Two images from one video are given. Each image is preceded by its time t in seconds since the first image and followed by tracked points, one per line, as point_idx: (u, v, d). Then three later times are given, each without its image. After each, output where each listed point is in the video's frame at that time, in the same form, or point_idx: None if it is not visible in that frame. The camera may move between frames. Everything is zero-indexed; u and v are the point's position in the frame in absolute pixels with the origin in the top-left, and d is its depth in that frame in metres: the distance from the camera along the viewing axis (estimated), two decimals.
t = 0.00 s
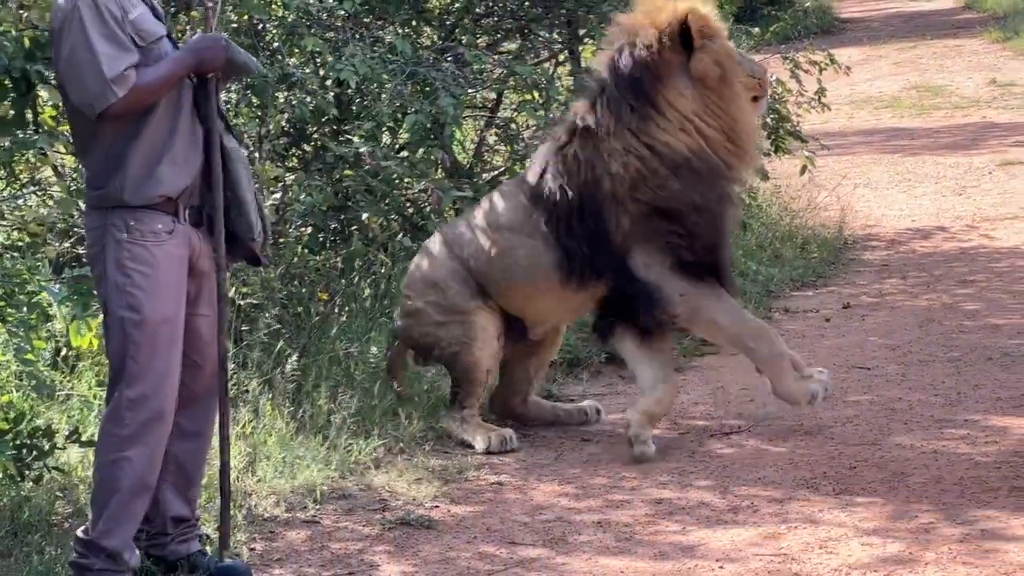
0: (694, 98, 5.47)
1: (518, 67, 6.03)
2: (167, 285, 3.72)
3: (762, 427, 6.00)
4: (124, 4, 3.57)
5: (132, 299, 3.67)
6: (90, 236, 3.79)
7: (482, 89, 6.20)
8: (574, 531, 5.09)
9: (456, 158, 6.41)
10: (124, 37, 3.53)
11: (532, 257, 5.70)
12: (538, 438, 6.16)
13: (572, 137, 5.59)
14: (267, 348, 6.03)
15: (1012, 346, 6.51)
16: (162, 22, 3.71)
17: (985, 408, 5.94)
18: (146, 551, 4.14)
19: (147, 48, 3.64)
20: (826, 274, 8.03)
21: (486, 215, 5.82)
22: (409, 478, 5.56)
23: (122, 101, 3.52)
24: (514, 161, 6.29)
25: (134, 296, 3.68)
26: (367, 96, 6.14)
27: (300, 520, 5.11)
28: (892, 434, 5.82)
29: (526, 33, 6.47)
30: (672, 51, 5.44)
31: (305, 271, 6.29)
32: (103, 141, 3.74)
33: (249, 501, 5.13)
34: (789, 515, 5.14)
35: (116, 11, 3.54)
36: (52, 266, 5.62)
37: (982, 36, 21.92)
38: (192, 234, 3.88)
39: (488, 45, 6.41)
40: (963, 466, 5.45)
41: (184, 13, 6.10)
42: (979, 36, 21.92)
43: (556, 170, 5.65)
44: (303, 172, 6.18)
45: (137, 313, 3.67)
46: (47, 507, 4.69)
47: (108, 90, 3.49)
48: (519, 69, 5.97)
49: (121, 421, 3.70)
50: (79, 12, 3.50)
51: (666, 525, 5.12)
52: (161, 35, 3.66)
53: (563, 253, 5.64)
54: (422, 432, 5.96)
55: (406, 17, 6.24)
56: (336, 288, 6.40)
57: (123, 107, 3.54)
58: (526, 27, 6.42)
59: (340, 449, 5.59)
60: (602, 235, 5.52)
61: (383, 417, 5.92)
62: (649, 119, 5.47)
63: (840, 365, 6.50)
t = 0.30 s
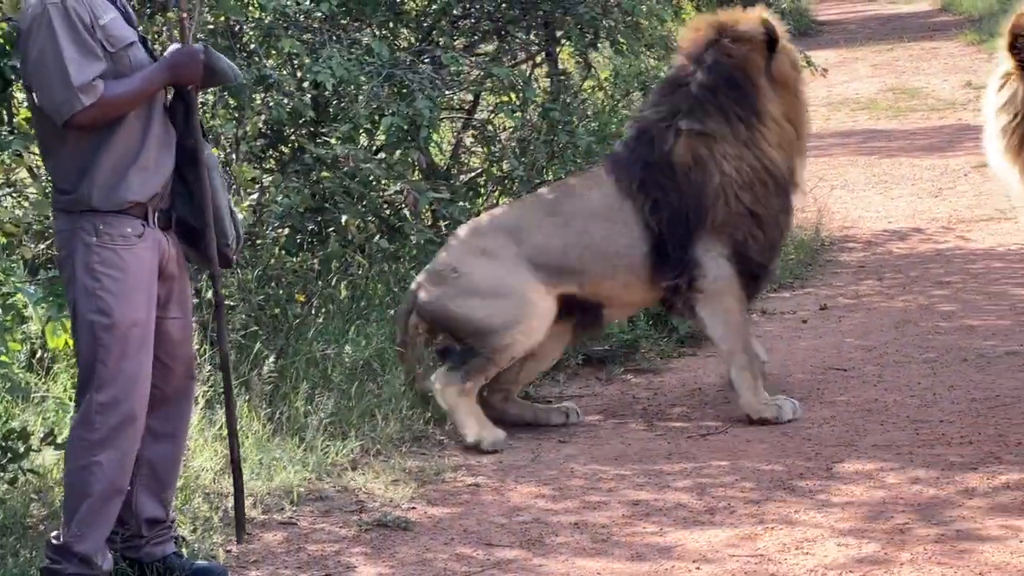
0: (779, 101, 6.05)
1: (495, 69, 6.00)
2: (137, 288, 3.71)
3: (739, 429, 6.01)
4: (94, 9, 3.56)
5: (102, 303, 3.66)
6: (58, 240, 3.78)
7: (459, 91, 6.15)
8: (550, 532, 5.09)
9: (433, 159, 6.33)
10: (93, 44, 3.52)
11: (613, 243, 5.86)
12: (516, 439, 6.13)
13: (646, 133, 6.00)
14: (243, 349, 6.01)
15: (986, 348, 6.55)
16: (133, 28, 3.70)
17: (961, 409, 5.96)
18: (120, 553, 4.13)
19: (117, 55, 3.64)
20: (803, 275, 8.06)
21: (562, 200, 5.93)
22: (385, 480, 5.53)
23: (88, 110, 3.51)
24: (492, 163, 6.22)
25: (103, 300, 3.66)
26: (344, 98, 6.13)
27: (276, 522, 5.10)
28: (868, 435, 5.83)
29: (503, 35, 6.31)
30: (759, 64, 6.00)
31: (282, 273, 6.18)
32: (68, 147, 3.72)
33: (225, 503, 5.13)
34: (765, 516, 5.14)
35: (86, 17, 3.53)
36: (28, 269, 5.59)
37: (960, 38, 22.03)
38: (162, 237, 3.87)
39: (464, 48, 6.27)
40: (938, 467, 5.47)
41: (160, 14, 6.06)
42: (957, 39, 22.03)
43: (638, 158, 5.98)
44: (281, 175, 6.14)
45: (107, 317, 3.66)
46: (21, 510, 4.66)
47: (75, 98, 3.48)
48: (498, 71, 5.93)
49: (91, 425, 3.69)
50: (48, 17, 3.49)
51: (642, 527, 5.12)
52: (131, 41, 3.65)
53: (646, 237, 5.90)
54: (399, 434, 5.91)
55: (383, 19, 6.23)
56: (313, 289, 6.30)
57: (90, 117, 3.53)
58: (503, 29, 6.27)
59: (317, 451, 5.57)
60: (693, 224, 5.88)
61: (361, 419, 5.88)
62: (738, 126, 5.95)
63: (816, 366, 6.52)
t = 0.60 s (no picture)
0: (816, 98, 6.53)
1: (463, 72, 5.97)
2: (91, 294, 3.71)
3: (707, 432, 6.00)
4: (39, 17, 3.62)
5: (53, 311, 3.66)
6: (15, 246, 3.80)
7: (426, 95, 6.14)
8: (519, 535, 5.09)
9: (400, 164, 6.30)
10: (27, 53, 3.60)
11: (720, 206, 6.05)
12: (483, 442, 6.04)
13: (714, 120, 6.29)
14: (210, 353, 5.98)
15: (954, 350, 6.58)
16: (86, 35, 3.76)
17: (929, 412, 5.98)
18: (89, 557, 4.13)
19: (62, 62, 3.70)
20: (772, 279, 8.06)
21: (661, 163, 6.03)
22: (353, 484, 5.50)
23: (15, 119, 3.60)
24: (460, 167, 6.24)
25: (55, 307, 3.66)
26: (312, 102, 6.15)
27: (243, 526, 5.08)
28: (836, 438, 5.84)
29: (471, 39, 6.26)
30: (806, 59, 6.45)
31: (250, 276, 6.14)
32: (9, 154, 3.76)
33: (193, 507, 5.10)
34: (733, 519, 5.15)
35: (28, 26, 3.60)
36: None
37: (931, 41, 22.12)
38: (118, 243, 3.87)
39: (432, 51, 6.20)
40: (905, 469, 5.49)
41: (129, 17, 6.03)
42: (929, 42, 22.12)
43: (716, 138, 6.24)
44: (249, 178, 6.14)
45: (58, 325, 3.66)
46: None
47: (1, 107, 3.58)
48: (465, 75, 5.88)
49: (46, 434, 3.69)
50: None
51: (611, 530, 5.12)
52: (79, 49, 3.71)
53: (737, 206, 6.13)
54: (368, 437, 5.84)
55: (350, 23, 6.29)
56: (281, 293, 6.23)
57: (17, 126, 3.62)
58: (470, 32, 6.22)
59: (285, 455, 5.53)
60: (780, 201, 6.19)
61: (328, 422, 5.83)
62: (789, 117, 6.36)
63: (784, 369, 6.52)
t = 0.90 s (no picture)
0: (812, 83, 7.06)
1: (427, 77, 5.97)
2: (43, 303, 3.70)
3: (670, 437, 5.94)
4: None
5: (5, 320, 3.64)
6: None
7: (389, 100, 6.16)
8: (482, 540, 5.04)
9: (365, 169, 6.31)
10: None
11: (772, 160, 6.55)
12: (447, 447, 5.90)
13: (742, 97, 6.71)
14: (174, 358, 5.86)
15: (915, 355, 6.61)
16: (43, 42, 3.75)
17: (891, 416, 5.99)
18: (51, 566, 4.06)
19: (19, 70, 3.69)
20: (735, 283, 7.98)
21: (726, 126, 6.47)
22: (316, 489, 5.42)
23: None
24: (423, 172, 6.23)
25: (6, 316, 3.64)
26: (275, 107, 6.13)
27: (207, 532, 5.03)
28: (799, 443, 5.82)
29: (435, 43, 6.25)
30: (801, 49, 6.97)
31: (213, 281, 6.11)
32: None
33: (156, 513, 5.02)
34: (696, 524, 5.12)
35: None
36: None
37: (890, 47, 22.18)
38: (74, 252, 3.85)
39: (395, 56, 6.20)
40: (867, 473, 5.48)
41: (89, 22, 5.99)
42: (888, 48, 22.17)
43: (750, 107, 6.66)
44: (212, 183, 6.13)
45: (10, 334, 3.64)
46: None
47: None
48: (427, 80, 5.90)
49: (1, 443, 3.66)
50: None
51: (573, 534, 5.08)
52: (35, 59, 3.70)
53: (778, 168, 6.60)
54: (332, 442, 5.73)
55: (314, 28, 6.25)
56: (244, 298, 6.14)
57: None
58: (434, 37, 6.22)
59: (248, 460, 5.44)
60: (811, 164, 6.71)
61: (291, 427, 5.72)
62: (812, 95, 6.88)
63: (747, 374, 6.46)
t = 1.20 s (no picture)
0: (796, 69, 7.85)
1: (379, 88, 6.01)
2: None
3: (622, 446, 5.83)
4: None
5: None
6: None
7: (340, 110, 6.19)
8: (435, 550, 4.86)
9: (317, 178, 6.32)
10: None
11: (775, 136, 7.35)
12: (400, 456, 5.76)
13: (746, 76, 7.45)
14: (126, 369, 5.82)
15: (865, 364, 6.64)
16: None
17: (842, 425, 5.97)
18: None
19: None
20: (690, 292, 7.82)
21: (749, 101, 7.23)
22: (268, 499, 5.27)
23: None
24: (375, 182, 6.23)
25: None
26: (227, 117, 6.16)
27: (158, 542, 4.86)
28: (751, 451, 5.75)
29: (386, 54, 6.30)
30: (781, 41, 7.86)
31: (165, 291, 6.07)
32: None
33: (106, 523, 4.84)
34: (649, 533, 4.99)
35: None
36: None
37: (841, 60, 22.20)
38: (21, 262, 3.81)
39: (347, 67, 6.22)
40: (818, 482, 5.41)
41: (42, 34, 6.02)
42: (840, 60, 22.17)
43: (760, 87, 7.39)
44: (164, 193, 6.11)
45: None
46: None
47: None
48: (380, 91, 5.95)
49: None
50: None
51: (526, 544, 4.91)
52: None
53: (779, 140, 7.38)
54: (284, 452, 5.59)
55: (266, 38, 6.27)
56: (196, 308, 6.13)
57: None
58: (385, 47, 6.26)
59: (199, 470, 5.30)
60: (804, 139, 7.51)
61: (242, 437, 5.60)
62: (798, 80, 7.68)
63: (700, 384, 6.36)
